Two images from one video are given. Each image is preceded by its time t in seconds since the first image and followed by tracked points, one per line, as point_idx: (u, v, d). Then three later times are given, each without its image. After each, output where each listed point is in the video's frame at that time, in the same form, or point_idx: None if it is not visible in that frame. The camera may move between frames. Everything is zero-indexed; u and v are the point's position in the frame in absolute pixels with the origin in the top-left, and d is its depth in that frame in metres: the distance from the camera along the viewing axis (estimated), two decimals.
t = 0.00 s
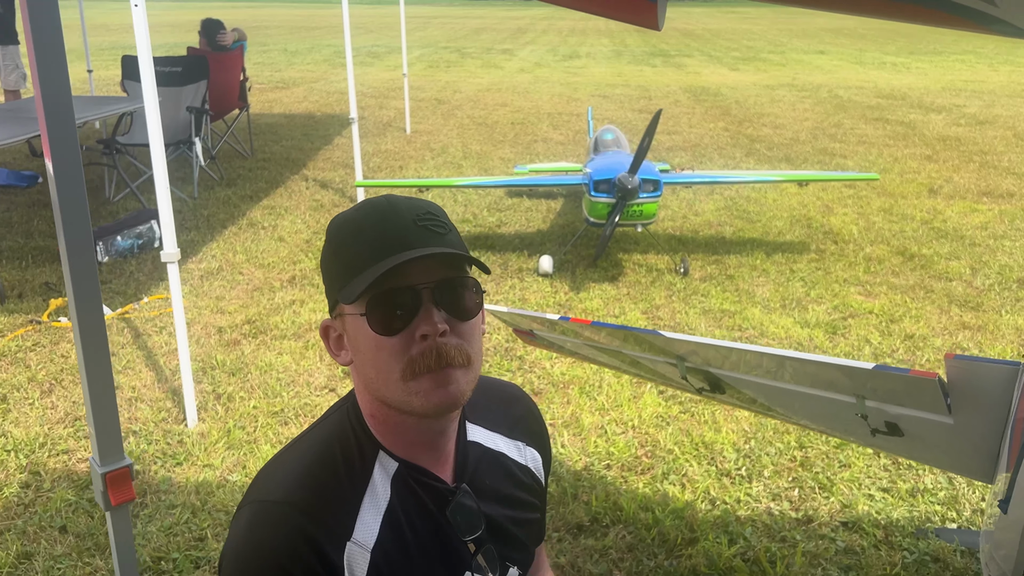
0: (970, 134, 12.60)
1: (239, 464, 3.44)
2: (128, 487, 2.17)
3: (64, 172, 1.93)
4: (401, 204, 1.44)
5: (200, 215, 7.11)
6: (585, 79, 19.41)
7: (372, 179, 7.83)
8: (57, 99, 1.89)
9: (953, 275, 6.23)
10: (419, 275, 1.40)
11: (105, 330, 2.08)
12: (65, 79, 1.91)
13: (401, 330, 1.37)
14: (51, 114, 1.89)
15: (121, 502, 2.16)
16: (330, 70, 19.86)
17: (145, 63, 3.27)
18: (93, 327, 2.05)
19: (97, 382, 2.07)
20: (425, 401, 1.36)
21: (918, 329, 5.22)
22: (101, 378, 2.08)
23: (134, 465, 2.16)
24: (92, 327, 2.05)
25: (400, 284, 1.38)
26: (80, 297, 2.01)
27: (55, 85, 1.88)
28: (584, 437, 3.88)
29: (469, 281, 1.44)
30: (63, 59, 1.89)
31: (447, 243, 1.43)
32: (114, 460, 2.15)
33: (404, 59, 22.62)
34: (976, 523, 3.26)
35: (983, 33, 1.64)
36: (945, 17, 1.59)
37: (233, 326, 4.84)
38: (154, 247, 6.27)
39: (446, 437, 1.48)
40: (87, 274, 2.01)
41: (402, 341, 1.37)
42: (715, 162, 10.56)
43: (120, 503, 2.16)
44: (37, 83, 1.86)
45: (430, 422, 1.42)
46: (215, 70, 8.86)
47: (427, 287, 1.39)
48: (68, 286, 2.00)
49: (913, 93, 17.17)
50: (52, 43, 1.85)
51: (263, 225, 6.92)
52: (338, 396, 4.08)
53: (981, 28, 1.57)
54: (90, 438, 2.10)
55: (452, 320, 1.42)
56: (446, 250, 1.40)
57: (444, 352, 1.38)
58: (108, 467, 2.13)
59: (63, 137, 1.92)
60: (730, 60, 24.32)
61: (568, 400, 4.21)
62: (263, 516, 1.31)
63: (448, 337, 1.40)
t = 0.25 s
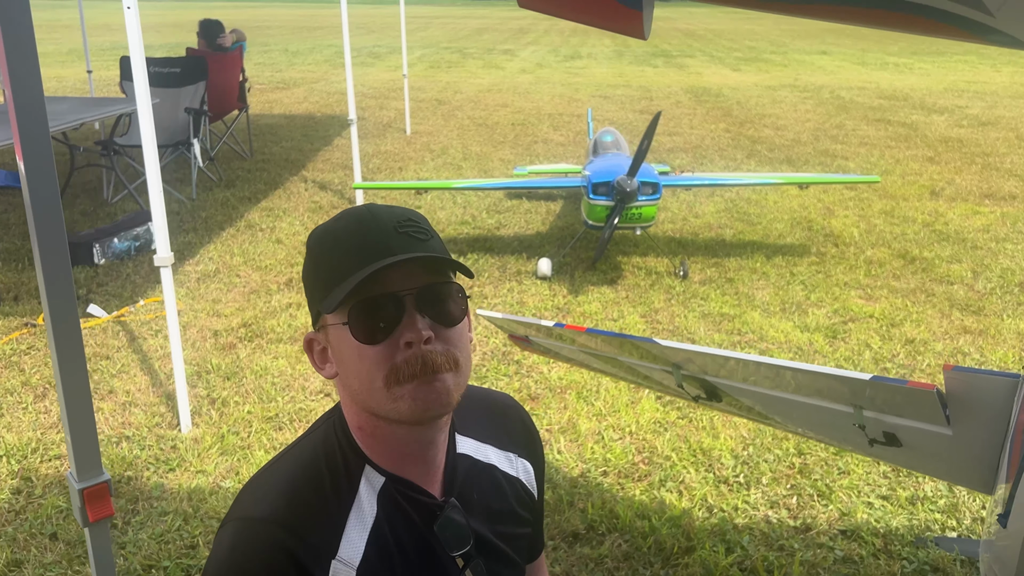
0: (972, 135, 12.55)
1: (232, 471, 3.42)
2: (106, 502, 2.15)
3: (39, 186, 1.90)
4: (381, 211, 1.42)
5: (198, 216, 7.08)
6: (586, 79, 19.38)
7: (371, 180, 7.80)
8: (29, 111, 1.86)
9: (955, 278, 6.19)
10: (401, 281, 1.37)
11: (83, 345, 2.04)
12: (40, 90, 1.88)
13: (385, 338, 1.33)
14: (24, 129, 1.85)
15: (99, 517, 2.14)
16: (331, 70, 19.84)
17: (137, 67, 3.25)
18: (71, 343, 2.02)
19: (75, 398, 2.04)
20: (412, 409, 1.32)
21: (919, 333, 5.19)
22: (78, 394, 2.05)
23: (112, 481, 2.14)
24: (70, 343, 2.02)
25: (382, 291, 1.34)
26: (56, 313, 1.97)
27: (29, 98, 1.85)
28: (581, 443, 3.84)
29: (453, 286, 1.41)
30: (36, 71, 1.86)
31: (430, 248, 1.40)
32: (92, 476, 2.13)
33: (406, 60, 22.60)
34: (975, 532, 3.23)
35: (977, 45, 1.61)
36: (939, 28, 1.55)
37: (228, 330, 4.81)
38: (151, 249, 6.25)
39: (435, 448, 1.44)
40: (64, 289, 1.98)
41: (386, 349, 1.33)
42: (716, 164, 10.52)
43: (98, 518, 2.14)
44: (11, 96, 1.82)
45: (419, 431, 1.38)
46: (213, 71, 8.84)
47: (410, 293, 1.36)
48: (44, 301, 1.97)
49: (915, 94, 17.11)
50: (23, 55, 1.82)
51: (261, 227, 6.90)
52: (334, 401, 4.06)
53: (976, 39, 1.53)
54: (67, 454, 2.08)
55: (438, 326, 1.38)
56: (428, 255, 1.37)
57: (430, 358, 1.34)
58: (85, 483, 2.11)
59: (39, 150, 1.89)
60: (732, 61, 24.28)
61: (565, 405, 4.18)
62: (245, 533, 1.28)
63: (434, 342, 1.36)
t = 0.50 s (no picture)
0: (976, 135, 12.50)
1: (230, 470, 3.40)
2: (93, 502, 2.13)
3: (24, 184, 1.87)
4: (369, 206, 1.40)
5: (198, 215, 7.08)
6: (590, 79, 19.35)
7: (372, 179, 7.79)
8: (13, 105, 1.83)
9: (958, 278, 6.16)
10: (390, 275, 1.35)
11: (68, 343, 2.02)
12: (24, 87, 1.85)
13: (374, 332, 1.31)
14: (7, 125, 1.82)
15: (85, 517, 2.12)
16: (334, 70, 19.85)
17: (134, 64, 3.23)
18: (56, 342, 1.99)
19: (61, 398, 2.02)
20: (403, 402, 1.29)
21: (922, 333, 5.15)
22: (65, 392, 2.03)
23: (98, 480, 2.13)
24: (56, 343, 1.99)
25: (371, 285, 1.32)
26: (41, 312, 1.95)
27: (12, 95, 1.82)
28: (581, 443, 3.82)
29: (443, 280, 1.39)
30: (20, 67, 1.83)
31: (420, 242, 1.38)
32: (79, 475, 2.11)
33: (408, 59, 22.60)
34: (978, 534, 3.20)
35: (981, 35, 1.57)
36: (941, 18, 1.52)
37: (228, 329, 4.80)
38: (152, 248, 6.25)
39: (428, 445, 1.42)
40: (49, 288, 1.96)
41: (375, 343, 1.31)
42: (719, 163, 10.49)
43: (85, 518, 2.12)
44: None
45: (411, 427, 1.36)
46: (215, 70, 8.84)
47: (400, 287, 1.34)
48: (29, 300, 1.95)
49: (919, 94, 17.05)
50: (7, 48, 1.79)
51: (261, 226, 6.89)
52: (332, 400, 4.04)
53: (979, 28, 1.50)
54: (53, 453, 2.06)
55: (429, 320, 1.36)
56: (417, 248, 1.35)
57: (421, 351, 1.32)
58: (71, 482, 2.09)
59: (23, 147, 1.86)
60: (735, 61, 24.23)
61: (565, 405, 4.15)
62: (232, 532, 1.26)
63: (425, 336, 1.34)
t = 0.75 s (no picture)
0: (982, 135, 12.46)
1: (234, 468, 3.40)
2: (97, 497, 2.13)
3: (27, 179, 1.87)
4: (373, 202, 1.40)
5: (203, 214, 7.09)
6: (594, 79, 19.34)
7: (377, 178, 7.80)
8: (17, 100, 1.83)
9: (964, 278, 6.14)
10: (392, 272, 1.35)
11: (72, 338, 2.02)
12: (28, 82, 1.86)
13: (377, 327, 1.31)
14: (11, 121, 1.82)
15: (88, 512, 2.12)
16: (338, 70, 19.88)
17: (140, 62, 3.24)
18: (59, 338, 1.99)
19: (64, 393, 2.02)
20: (405, 398, 1.29)
21: (927, 333, 5.14)
22: (68, 387, 2.03)
23: (102, 475, 2.13)
24: (59, 338, 1.99)
25: (374, 280, 1.32)
26: (45, 307, 1.95)
27: (17, 91, 1.83)
28: (585, 442, 3.81)
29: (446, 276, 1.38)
30: (24, 63, 1.84)
31: (424, 239, 1.37)
32: (82, 469, 2.11)
33: (413, 59, 22.63)
34: (983, 534, 3.18)
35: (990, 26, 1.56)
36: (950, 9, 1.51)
37: (232, 327, 4.81)
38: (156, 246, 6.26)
39: (431, 441, 1.41)
40: (53, 283, 1.96)
41: (378, 338, 1.31)
42: (723, 163, 10.47)
43: (88, 513, 2.12)
44: None
45: (413, 422, 1.35)
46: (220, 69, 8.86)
47: (403, 284, 1.34)
48: (32, 294, 1.95)
49: (925, 94, 16.99)
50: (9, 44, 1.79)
51: (266, 225, 6.89)
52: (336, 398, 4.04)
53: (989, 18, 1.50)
54: (57, 448, 2.06)
55: (431, 317, 1.36)
56: (421, 244, 1.35)
57: (423, 347, 1.31)
58: (75, 477, 2.09)
59: (26, 143, 1.86)
60: (740, 61, 24.19)
61: (569, 403, 4.14)
62: (235, 526, 1.26)
63: (427, 333, 1.33)
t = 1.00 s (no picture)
0: (990, 136, 12.40)
1: (239, 465, 3.41)
2: (103, 493, 2.13)
3: (35, 176, 1.88)
4: (384, 199, 1.39)
5: (210, 213, 7.11)
6: (600, 79, 19.32)
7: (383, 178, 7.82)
8: (25, 95, 1.83)
9: (972, 279, 6.11)
10: (401, 271, 1.34)
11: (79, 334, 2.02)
12: (36, 80, 1.86)
13: (385, 326, 1.30)
14: (19, 118, 1.83)
15: (94, 507, 2.13)
16: (344, 70, 19.92)
17: (148, 61, 3.25)
18: (66, 333, 2.00)
19: (71, 390, 2.02)
20: (411, 398, 1.28)
21: (934, 334, 5.11)
22: (75, 383, 2.03)
23: (108, 470, 2.13)
24: (66, 335, 2.00)
25: (382, 279, 1.32)
26: (52, 303, 1.96)
27: (25, 88, 1.83)
28: (590, 441, 3.80)
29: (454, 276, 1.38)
30: (32, 60, 1.85)
31: (433, 238, 1.37)
32: (89, 465, 2.12)
33: (419, 59, 22.66)
34: (991, 535, 3.16)
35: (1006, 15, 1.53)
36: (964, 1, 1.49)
37: (238, 325, 4.82)
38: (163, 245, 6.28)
39: (435, 439, 1.41)
40: (60, 280, 1.96)
41: (386, 337, 1.30)
42: (730, 163, 10.45)
43: (94, 509, 2.13)
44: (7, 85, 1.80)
45: (419, 421, 1.35)
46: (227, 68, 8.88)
47: (411, 283, 1.34)
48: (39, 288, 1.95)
49: (932, 95, 16.93)
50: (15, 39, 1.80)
51: (272, 224, 6.91)
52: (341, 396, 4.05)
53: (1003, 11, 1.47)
54: (64, 444, 2.06)
55: (439, 317, 1.35)
56: (430, 244, 1.34)
57: (430, 347, 1.31)
58: (81, 472, 2.09)
59: (34, 140, 1.87)
60: (747, 61, 24.14)
61: (574, 403, 4.14)
62: (239, 522, 1.25)
63: (435, 332, 1.33)
